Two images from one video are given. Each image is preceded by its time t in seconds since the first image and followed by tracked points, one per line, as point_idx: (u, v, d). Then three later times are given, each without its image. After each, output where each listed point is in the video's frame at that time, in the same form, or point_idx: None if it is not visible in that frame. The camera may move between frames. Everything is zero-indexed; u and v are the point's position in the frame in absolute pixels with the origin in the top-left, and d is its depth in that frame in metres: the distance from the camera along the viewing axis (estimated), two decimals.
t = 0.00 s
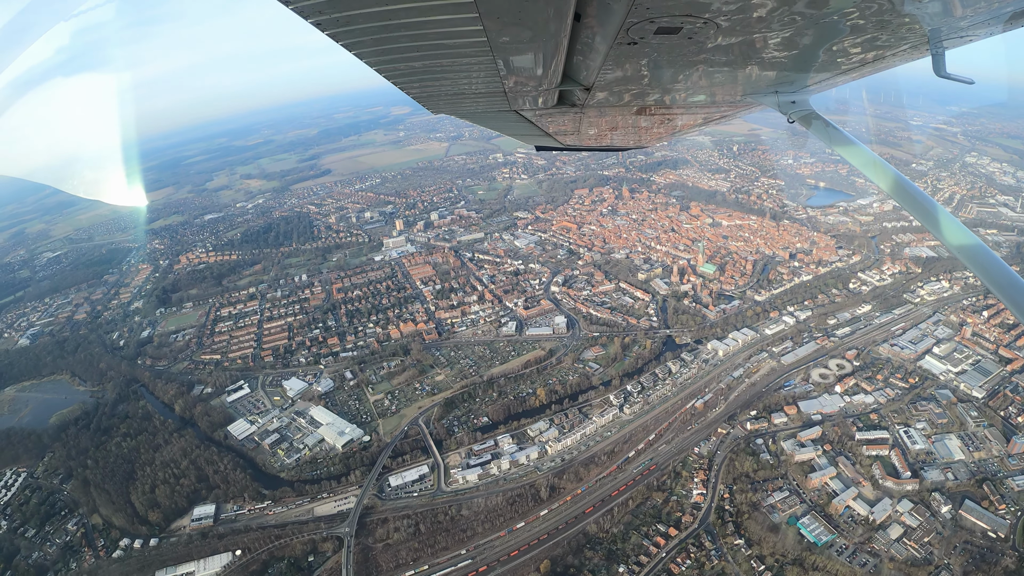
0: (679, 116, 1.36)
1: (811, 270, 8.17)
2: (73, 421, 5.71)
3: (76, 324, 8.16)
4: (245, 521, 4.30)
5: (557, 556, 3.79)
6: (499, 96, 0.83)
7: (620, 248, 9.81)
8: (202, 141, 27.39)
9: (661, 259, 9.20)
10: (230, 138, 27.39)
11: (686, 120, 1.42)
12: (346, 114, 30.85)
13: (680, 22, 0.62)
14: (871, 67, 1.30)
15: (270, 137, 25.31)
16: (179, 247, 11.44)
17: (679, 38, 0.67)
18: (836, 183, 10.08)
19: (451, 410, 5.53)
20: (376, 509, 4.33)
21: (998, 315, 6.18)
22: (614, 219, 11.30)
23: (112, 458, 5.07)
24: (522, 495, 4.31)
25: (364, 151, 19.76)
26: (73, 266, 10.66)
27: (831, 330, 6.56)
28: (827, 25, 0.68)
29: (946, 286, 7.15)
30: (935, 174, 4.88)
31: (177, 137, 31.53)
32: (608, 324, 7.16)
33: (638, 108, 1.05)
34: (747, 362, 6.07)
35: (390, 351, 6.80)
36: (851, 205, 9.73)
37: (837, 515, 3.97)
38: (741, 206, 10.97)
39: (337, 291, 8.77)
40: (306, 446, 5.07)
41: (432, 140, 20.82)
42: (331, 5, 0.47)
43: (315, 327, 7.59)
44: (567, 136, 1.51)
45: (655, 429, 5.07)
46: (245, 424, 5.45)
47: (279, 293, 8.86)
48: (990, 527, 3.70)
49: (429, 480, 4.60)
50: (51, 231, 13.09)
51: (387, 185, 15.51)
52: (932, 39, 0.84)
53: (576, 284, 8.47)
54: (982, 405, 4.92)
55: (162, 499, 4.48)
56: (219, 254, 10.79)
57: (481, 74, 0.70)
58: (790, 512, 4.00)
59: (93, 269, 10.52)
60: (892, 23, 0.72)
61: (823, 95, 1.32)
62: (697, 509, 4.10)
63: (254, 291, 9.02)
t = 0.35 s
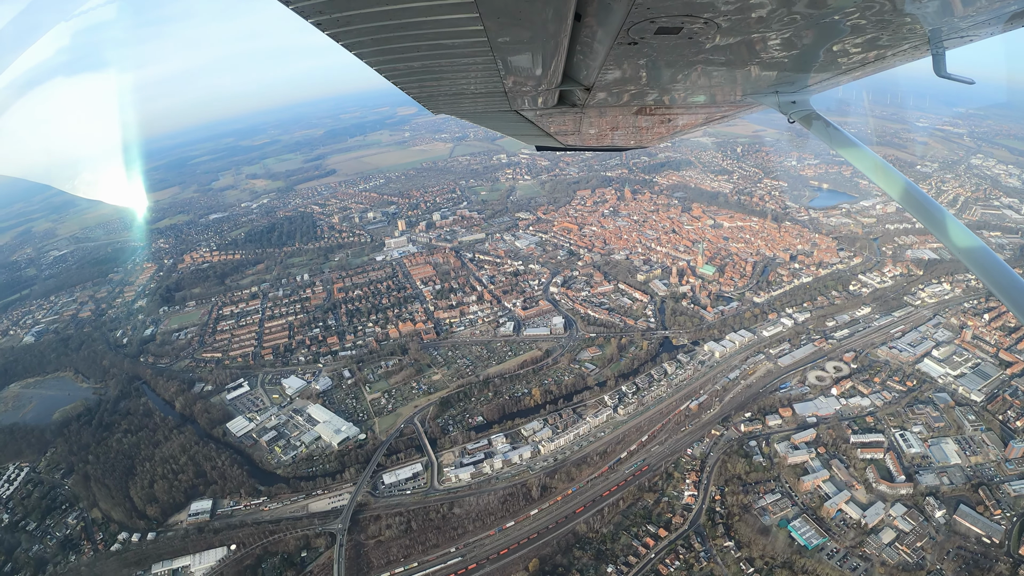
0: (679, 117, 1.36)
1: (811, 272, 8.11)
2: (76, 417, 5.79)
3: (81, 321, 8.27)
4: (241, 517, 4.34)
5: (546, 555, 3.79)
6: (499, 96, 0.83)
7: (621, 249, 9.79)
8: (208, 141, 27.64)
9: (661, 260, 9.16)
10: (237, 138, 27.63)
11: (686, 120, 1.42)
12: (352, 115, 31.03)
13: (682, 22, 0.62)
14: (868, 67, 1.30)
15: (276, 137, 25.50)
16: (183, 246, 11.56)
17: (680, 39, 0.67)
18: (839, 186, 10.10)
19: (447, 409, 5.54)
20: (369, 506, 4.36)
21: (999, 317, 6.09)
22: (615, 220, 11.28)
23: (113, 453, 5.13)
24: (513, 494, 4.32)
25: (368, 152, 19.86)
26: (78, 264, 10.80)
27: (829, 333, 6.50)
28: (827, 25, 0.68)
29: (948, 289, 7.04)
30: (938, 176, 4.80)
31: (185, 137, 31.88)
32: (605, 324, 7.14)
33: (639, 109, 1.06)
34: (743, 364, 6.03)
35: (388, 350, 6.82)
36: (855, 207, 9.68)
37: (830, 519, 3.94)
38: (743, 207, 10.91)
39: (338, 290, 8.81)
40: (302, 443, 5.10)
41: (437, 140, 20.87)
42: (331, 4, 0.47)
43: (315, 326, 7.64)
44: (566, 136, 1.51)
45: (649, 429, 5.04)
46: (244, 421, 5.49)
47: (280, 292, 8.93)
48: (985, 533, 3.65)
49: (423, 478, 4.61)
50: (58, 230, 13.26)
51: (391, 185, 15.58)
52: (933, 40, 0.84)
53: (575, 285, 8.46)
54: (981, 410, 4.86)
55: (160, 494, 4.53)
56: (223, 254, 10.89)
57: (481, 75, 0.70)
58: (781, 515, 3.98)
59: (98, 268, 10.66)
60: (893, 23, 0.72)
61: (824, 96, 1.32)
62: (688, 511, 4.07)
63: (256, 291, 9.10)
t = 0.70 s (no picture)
0: (679, 117, 1.37)
1: (811, 275, 8.05)
2: (78, 413, 5.87)
3: (85, 319, 8.38)
4: (237, 512, 4.37)
5: (535, 554, 3.79)
6: (499, 96, 0.84)
7: (621, 250, 9.76)
8: (215, 142, 27.89)
9: (660, 261, 9.13)
10: (244, 138, 27.88)
11: (686, 119, 1.42)
12: (360, 115, 31.22)
13: (682, 21, 0.62)
14: (867, 67, 1.31)
15: (283, 138, 25.71)
16: (188, 246, 11.68)
17: (681, 39, 0.67)
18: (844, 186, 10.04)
19: (442, 409, 5.55)
20: (362, 503, 4.38)
21: (1000, 320, 6.00)
22: (616, 221, 11.25)
23: (113, 449, 5.19)
24: (505, 493, 4.33)
25: (373, 153, 19.96)
26: (85, 262, 10.95)
27: (827, 335, 6.44)
28: (827, 25, 0.68)
29: (949, 292, 6.95)
30: (943, 179, 4.73)
31: (193, 138, 32.22)
32: (602, 326, 7.13)
33: (640, 108, 1.06)
34: (740, 366, 5.99)
35: (386, 350, 6.85)
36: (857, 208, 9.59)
37: (821, 523, 3.89)
38: (745, 209, 10.85)
39: (339, 290, 8.86)
40: (299, 441, 5.14)
41: (442, 142, 20.93)
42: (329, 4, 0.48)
43: (316, 326, 7.69)
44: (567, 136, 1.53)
45: (643, 431, 5.03)
46: (242, 419, 5.54)
47: (282, 292, 9.00)
48: (978, 539, 3.60)
49: (416, 476, 4.63)
50: (64, 228, 13.44)
51: (395, 186, 15.65)
52: (933, 40, 0.84)
53: (574, 287, 8.45)
54: (979, 414, 4.78)
55: (158, 489, 4.59)
56: (227, 253, 11.00)
57: (481, 74, 0.70)
58: (772, 518, 3.95)
59: (104, 267, 10.80)
60: (893, 23, 0.72)
61: (824, 94, 1.31)
62: (678, 513, 4.05)
63: (258, 290, 9.18)
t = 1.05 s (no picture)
0: (679, 116, 1.37)
1: (812, 277, 7.99)
2: (81, 408, 5.95)
3: (90, 316, 8.50)
4: (233, 507, 4.42)
5: (524, 553, 3.80)
6: (498, 96, 0.85)
7: (622, 251, 9.74)
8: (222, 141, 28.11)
9: (661, 263, 9.10)
10: (251, 138, 28.12)
11: (688, 119, 1.43)
12: (367, 115, 31.40)
13: (682, 22, 0.62)
14: (868, 67, 1.30)
15: (290, 137, 25.91)
16: (193, 244, 11.81)
17: (681, 39, 0.67)
18: (847, 189, 10.07)
19: (439, 407, 5.58)
20: (356, 500, 4.41)
21: (1003, 325, 5.91)
22: (618, 223, 11.22)
23: (114, 444, 5.25)
24: (497, 492, 4.34)
25: (379, 153, 20.06)
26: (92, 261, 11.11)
27: (826, 338, 6.38)
28: (827, 25, 0.68)
29: (951, 295, 6.85)
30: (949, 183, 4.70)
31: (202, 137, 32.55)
32: (600, 327, 7.12)
33: (640, 108, 1.07)
34: (736, 368, 5.95)
35: (385, 349, 6.88)
36: (861, 211, 9.56)
37: (812, 527, 3.86)
38: (748, 211, 10.78)
39: (341, 289, 8.92)
40: (296, 438, 5.18)
41: (448, 142, 20.97)
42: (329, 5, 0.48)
43: (317, 324, 7.74)
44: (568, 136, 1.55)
45: (637, 432, 5.01)
46: (241, 415, 5.59)
47: (285, 291, 9.08)
48: (973, 545, 3.54)
49: (410, 474, 4.66)
50: (72, 226, 13.61)
51: (399, 186, 15.72)
52: (933, 39, 0.85)
53: (574, 288, 8.44)
54: (977, 420, 4.73)
55: (157, 484, 4.64)
56: (231, 252, 11.11)
57: (480, 73, 0.71)
58: (762, 522, 3.92)
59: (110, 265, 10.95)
60: (894, 24, 0.72)
61: (824, 94, 1.31)
62: (669, 514, 4.03)
63: (261, 289, 9.26)
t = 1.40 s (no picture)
0: (677, 116, 1.38)
1: (812, 280, 7.94)
2: (83, 403, 6.03)
3: (95, 312, 8.61)
4: (229, 501, 4.48)
5: (513, 551, 3.80)
6: (497, 96, 0.85)
7: (622, 253, 9.71)
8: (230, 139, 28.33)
9: (661, 264, 9.06)
10: (258, 136, 28.32)
11: (689, 118, 1.44)
12: (374, 115, 31.54)
13: (680, 22, 0.62)
14: (871, 66, 1.30)
15: (297, 136, 26.06)
16: (199, 242, 11.93)
17: (679, 38, 0.68)
18: (851, 193, 9.96)
19: (434, 406, 5.60)
20: (350, 496, 4.44)
21: (1004, 330, 5.82)
22: (620, 224, 11.18)
23: (115, 437, 5.32)
24: (488, 491, 4.36)
25: (384, 152, 20.14)
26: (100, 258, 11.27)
27: (824, 341, 6.33)
28: (826, 24, 0.68)
29: (952, 299, 6.76)
30: (956, 185, 4.75)
31: (210, 136, 32.84)
32: (598, 328, 7.10)
33: (638, 107, 1.07)
34: (732, 370, 5.91)
35: (384, 348, 6.92)
36: (865, 214, 9.49)
37: (802, 530, 3.82)
38: (750, 213, 10.72)
39: (342, 288, 8.98)
40: (293, 434, 5.23)
41: (454, 142, 21.00)
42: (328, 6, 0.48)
43: (317, 322, 7.79)
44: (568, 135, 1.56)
45: (630, 433, 5.00)
46: (240, 411, 5.65)
47: (287, 289, 9.16)
48: (966, 553, 3.49)
49: (404, 471, 4.69)
50: (80, 222, 13.77)
51: (404, 186, 15.77)
52: (931, 40, 0.85)
53: (573, 288, 8.43)
54: (975, 425, 4.67)
55: (155, 477, 4.70)
56: (236, 250, 11.22)
57: (480, 73, 0.71)
58: (752, 524, 3.89)
59: (117, 262, 11.09)
60: (892, 23, 0.72)
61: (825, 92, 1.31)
62: (658, 516, 4.02)
63: (264, 286, 9.34)
